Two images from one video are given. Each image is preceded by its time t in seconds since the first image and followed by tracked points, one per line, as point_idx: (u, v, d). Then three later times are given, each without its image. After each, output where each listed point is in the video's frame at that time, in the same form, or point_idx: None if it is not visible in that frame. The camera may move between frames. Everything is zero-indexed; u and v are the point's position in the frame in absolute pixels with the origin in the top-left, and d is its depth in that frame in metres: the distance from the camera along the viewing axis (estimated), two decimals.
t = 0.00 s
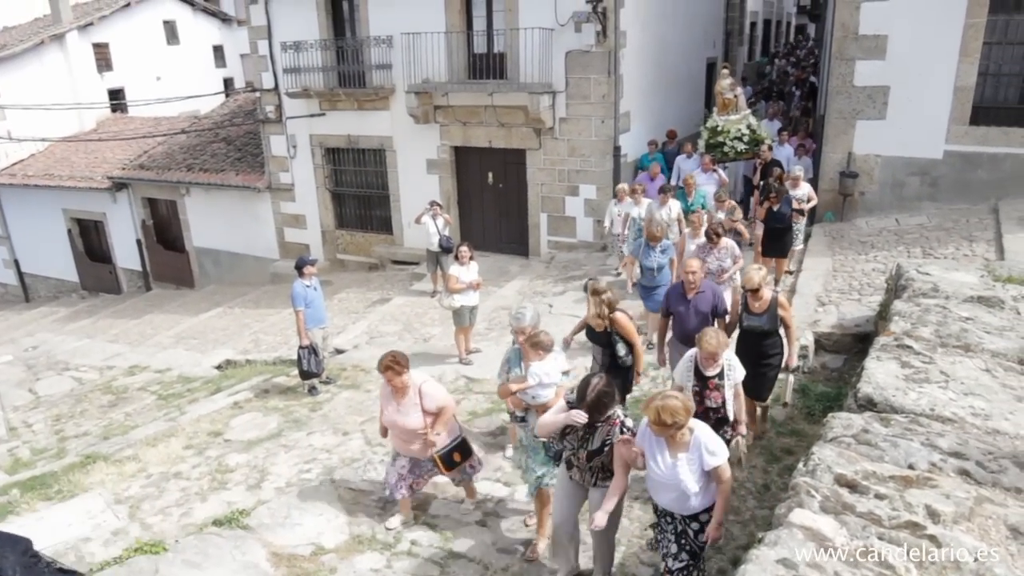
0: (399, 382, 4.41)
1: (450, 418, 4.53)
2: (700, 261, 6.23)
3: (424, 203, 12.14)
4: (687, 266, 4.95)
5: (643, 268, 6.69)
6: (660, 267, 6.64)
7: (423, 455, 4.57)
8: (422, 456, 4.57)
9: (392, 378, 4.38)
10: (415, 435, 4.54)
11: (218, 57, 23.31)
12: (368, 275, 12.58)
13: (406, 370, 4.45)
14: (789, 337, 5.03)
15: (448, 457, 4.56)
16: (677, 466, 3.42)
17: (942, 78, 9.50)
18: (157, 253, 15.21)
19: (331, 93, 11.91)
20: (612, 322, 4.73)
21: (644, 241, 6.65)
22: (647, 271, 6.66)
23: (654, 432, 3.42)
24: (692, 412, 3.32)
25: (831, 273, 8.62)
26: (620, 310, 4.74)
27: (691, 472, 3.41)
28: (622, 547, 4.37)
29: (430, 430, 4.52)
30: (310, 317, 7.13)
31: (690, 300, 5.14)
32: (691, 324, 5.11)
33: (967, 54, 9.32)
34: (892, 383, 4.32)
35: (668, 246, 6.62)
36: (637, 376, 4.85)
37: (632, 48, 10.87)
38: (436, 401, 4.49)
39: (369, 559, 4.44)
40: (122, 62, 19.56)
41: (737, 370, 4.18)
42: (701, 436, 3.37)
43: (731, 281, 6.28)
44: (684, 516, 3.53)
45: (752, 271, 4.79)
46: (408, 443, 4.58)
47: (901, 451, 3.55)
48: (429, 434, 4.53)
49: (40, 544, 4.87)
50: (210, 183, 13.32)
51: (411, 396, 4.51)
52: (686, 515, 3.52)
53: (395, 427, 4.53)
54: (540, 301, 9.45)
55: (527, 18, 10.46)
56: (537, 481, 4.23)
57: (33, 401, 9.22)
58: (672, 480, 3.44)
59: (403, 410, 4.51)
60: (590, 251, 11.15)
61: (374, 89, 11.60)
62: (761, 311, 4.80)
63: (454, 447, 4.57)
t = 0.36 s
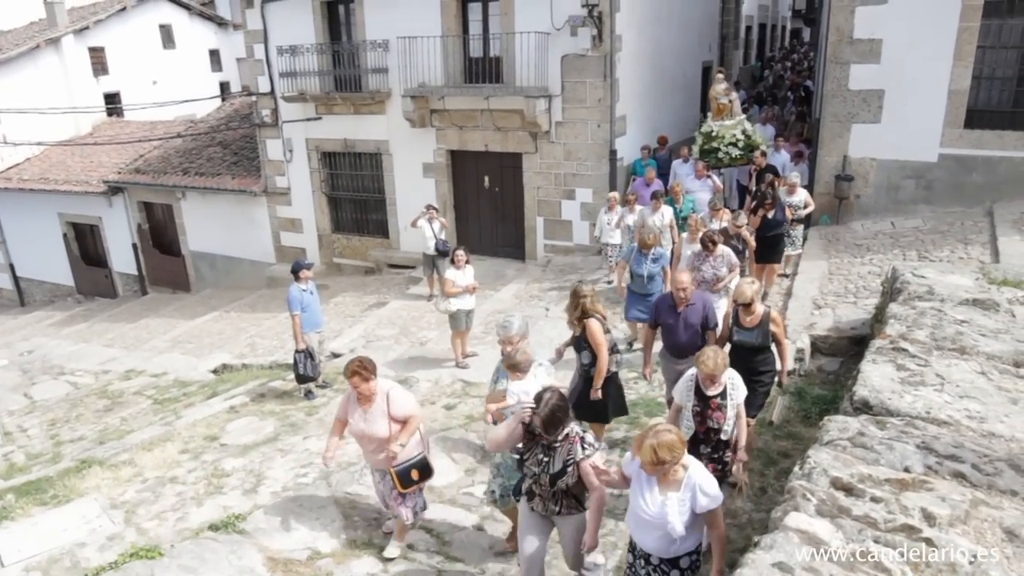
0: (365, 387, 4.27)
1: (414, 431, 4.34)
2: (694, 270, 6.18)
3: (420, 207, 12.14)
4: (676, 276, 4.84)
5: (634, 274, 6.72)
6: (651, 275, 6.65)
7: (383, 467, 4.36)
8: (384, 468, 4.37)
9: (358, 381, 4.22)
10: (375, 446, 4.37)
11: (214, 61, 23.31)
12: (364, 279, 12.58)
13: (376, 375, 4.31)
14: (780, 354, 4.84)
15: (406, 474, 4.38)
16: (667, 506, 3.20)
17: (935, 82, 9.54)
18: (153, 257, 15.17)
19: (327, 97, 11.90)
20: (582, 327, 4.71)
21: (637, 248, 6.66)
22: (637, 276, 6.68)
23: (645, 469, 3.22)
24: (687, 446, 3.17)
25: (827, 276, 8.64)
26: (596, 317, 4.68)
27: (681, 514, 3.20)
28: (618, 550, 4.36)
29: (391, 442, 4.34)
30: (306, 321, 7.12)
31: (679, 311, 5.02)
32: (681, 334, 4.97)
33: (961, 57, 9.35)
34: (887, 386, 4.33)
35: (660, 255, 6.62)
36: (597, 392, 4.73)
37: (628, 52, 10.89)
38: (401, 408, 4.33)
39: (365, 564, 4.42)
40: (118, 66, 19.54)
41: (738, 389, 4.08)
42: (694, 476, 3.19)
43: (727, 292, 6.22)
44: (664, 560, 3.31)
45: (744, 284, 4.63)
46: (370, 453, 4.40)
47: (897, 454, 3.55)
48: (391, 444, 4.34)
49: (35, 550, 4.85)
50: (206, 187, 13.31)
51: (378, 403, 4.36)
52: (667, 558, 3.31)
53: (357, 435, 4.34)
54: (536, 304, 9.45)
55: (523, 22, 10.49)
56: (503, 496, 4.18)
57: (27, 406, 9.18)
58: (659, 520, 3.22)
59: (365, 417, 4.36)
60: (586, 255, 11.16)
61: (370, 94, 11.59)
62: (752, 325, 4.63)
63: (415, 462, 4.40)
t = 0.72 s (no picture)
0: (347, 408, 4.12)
1: (391, 462, 4.18)
2: (696, 278, 6.13)
3: (420, 208, 12.14)
4: (677, 284, 4.76)
5: (618, 288, 6.42)
6: (635, 289, 6.36)
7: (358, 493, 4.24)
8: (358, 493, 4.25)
9: (339, 402, 4.06)
10: (352, 471, 4.23)
11: (214, 62, 23.31)
12: (364, 280, 12.58)
13: (359, 397, 4.13)
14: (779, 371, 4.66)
15: (383, 502, 4.26)
16: (654, 528, 3.16)
17: (935, 83, 9.54)
18: (153, 258, 15.17)
19: (326, 98, 11.91)
20: (564, 332, 4.61)
21: (620, 258, 6.40)
22: (620, 289, 6.42)
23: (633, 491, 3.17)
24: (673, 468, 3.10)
25: (827, 277, 8.64)
26: (578, 322, 4.58)
27: (669, 537, 3.15)
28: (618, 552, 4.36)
29: (367, 469, 4.19)
30: (306, 322, 7.13)
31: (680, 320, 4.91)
32: (680, 343, 4.87)
33: (961, 58, 9.36)
34: (887, 387, 4.33)
35: (643, 266, 6.35)
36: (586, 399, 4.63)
37: (628, 53, 10.90)
38: (381, 434, 4.16)
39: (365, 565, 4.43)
40: (118, 67, 19.55)
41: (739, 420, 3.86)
42: (682, 498, 3.14)
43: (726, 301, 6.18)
44: None
45: (742, 293, 4.50)
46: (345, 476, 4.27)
47: (897, 455, 3.55)
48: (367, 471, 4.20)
49: (36, 551, 4.86)
50: (206, 189, 13.32)
51: (359, 427, 4.19)
52: None
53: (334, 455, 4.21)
54: (536, 306, 9.45)
55: (523, 23, 10.49)
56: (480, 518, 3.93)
57: (27, 407, 9.19)
58: (647, 543, 3.17)
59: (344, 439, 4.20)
60: (586, 256, 11.16)
61: (370, 95, 11.59)
62: (748, 337, 4.50)
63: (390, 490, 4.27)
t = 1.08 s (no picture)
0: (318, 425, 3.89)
1: (367, 479, 3.97)
2: (692, 284, 6.12)
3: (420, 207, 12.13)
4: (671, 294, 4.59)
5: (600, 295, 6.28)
6: (617, 295, 6.22)
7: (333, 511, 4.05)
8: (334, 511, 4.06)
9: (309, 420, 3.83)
10: (326, 488, 4.03)
11: (213, 61, 23.30)
12: (363, 280, 12.57)
13: (329, 413, 3.91)
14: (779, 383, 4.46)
15: (360, 519, 4.05)
16: (611, 562, 3.03)
17: (934, 82, 9.54)
18: (152, 257, 15.16)
19: (326, 97, 11.90)
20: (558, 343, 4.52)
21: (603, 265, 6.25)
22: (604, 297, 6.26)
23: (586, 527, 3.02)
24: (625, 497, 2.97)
25: (827, 276, 8.65)
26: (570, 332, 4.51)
27: (628, 571, 3.02)
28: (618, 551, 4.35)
29: (341, 487, 3.98)
30: (306, 322, 7.13)
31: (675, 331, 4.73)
32: (673, 354, 4.70)
33: (961, 57, 9.36)
34: (886, 387, 4.33)
35: (628, 273, 6.24)
36: (581, 412, 4.56)
37: (628, 53, 10.90)
38: (355, 452, 3.93)
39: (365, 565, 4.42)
40: (117, 66, 19.55)
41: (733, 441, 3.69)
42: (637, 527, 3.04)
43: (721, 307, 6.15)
44: None
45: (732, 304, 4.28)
46: (320, 493, 4.07)
47: (897, 454, 3.55)
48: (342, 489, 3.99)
49: (35, 550, 4.84)
50: (206, 188, 13.31)
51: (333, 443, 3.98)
52: None
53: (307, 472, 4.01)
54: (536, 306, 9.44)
55: (523, 22, 10.49)
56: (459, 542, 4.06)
57: (27, 407, 9.17)
58: None
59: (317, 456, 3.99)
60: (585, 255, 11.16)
61: (369, 94, 11.58)
62: (741, 349, 4.31)
63: (367, 508, 4.07)
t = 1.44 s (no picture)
0: (264, 446, 3.82)
1: (322, 490, 3.91)
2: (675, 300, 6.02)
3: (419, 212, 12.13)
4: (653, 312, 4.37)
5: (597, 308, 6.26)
6: (614, 309, 6.20)
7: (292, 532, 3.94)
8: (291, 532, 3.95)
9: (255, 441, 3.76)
10: (281, 508, 3.91)
11: (213, 66, 23.32)
12: (362, 284, 12.57)
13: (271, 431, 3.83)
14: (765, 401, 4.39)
15: (321, 536, 3.98)
16: None
17: (933, 86, 9.55)
18: (151, 262, 15.16)
19: (325, 102, 11.91)
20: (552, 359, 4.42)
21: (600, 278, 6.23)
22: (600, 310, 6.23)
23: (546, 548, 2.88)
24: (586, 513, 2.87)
25: (826, 280, 8.65)
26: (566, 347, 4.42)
27: None
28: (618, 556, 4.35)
29: (297, 504, 3.90)
30: (305, 327, 7.10)
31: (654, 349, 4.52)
32: (655, 373, 4.49)
33: (960, 61, 9.37)
34: (887, 391, 4.32)
35: (624, 286, 6.21)
36: (578, 428, 4.53)
37: (627, 57, 10.91)
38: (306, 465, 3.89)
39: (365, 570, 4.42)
40: (117, 71, 19.56)
41: (727, 462, 3.61)
42: (601, 547, 2.89)
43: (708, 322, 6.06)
44: None
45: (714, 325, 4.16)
46: (274, 518, 3.96)
47: (897, 459, 3.54)
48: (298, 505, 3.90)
49: (34, 556, 4.83)
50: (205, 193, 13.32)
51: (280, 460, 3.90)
52: None
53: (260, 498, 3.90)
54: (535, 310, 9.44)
55: (522, 27, 10.51)
56: None
57: (26, 411, 9.16)
58: None
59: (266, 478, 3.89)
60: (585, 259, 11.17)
61: (369, 99, 11.59)
62: (728, 369, 4.20)
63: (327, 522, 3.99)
